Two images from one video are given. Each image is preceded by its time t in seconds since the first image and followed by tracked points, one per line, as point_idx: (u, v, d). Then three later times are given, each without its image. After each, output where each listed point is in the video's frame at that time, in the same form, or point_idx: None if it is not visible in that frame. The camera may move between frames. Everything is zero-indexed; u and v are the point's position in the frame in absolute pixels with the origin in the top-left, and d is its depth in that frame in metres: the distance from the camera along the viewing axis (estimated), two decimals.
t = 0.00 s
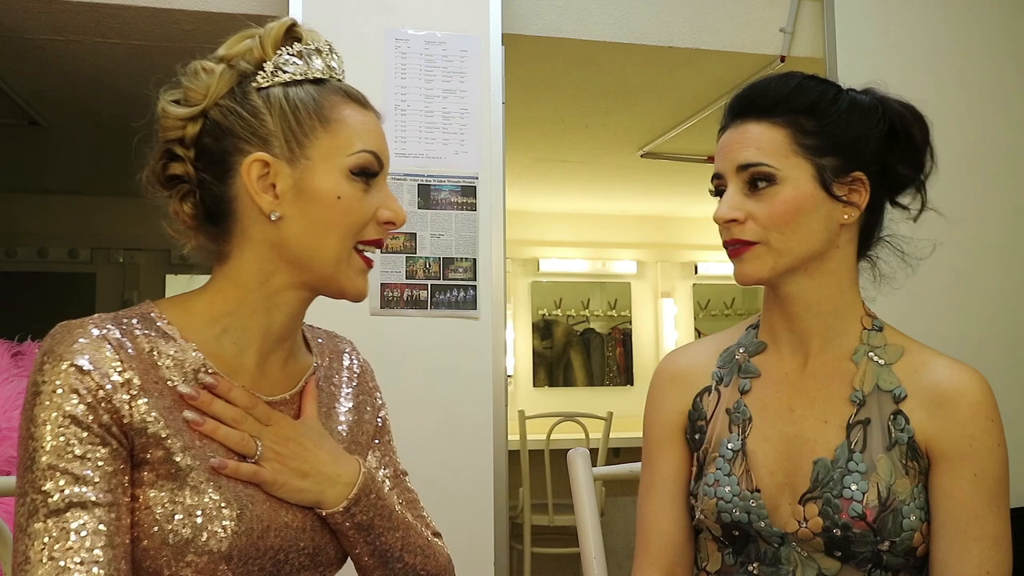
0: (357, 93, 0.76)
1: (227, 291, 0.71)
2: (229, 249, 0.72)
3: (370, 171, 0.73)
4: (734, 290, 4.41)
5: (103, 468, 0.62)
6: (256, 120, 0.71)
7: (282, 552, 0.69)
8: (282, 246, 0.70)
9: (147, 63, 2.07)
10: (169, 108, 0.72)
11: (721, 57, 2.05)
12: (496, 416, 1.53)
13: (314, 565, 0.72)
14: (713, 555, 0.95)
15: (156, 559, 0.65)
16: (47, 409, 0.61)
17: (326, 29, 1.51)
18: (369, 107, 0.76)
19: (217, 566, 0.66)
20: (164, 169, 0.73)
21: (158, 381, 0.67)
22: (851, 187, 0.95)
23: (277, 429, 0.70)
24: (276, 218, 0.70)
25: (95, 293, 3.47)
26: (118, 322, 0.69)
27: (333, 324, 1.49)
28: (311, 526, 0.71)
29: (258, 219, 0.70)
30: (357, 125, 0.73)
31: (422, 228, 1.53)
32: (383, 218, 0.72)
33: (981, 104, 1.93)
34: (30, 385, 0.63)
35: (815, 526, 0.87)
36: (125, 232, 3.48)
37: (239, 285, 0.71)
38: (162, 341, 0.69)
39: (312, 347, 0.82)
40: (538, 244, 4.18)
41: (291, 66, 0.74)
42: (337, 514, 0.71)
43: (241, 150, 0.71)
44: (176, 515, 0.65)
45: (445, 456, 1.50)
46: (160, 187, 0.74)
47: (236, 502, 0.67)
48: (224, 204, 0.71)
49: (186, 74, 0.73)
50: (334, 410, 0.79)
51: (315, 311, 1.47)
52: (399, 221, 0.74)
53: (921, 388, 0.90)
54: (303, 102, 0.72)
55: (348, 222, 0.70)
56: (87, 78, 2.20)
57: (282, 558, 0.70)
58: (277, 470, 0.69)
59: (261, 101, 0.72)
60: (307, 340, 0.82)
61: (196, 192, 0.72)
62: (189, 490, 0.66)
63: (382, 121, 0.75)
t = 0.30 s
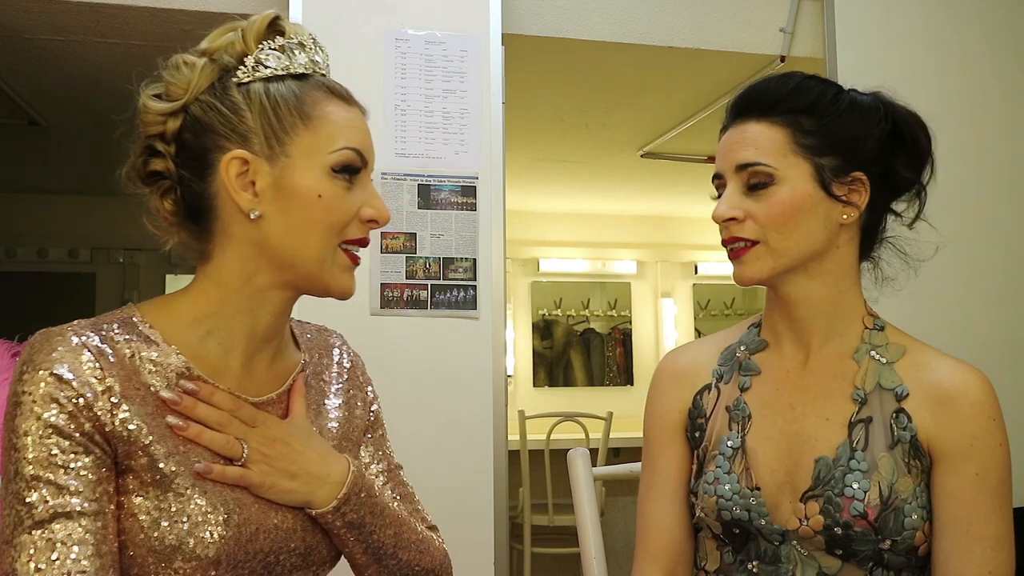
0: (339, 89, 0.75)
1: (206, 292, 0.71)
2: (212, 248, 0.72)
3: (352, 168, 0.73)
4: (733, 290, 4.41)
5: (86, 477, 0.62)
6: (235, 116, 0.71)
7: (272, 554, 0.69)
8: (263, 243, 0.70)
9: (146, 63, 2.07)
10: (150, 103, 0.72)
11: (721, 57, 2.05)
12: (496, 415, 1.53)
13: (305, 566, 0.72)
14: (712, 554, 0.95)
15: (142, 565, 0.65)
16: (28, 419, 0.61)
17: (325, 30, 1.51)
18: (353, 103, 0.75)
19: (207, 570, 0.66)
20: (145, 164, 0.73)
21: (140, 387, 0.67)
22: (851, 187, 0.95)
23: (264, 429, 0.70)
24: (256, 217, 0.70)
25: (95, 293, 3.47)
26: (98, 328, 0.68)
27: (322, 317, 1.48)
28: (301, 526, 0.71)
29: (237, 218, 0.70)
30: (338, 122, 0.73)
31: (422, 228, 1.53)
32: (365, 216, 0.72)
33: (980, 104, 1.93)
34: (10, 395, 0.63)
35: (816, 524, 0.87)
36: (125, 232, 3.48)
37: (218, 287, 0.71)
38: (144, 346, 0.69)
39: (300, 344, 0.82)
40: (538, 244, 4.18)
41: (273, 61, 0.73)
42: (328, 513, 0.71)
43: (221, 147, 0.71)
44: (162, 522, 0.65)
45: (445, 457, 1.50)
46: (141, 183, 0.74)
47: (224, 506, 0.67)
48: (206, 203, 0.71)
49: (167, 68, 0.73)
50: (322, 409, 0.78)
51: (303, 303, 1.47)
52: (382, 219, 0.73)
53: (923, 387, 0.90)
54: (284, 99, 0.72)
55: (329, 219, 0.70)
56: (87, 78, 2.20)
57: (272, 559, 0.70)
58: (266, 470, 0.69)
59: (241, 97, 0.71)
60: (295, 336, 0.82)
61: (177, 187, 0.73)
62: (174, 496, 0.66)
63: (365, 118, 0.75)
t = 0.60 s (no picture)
0: (287, 73, 0.70)
1: (202, 293, 0.70)
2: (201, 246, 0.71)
3: (290, 157, 0.68)
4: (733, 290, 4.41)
5: (85, 477, 0.62)
6: (190, 120, 0.71)
7: (268, 556, 0.69)
8: (219, 241, 0.69)
9: (146, 63, 2.07)
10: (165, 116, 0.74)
11: (721, 57, 2.05)
12: (496, 415, 1.53)
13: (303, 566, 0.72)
14: (711, 553, 0.95)
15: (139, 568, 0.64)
16: (26, 419, 0.61)
17: (325, 30, 1.52)
18: (300, 86, 0.70)
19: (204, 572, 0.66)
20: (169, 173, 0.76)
21: (137, 388, 0.67)
22: (855, 188, 0.95)
23: (260, 431, 0.69)
24: (205, 216, 0.70)
25: (95, 293, 3.48)
26: (95, 328, 0.68)
27: (319, 317, 1.49)
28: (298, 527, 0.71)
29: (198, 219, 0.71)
30: (279, 110, 0.68)
31: (422, 228, 1.53)
32: (299, 205, 0.67)
33: (980, 104, 1.93)
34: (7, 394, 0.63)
35: (816, 523, 0.87)
36: (125, 232, 3.48)
37: (207, 287, 0.70)
38: (140, 345, 0.68)
39: (298, 344, 0.81)
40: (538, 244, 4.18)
41: (223, 58, 0.71)
42: (324, 515, 0.71)
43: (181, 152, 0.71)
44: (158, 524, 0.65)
45: (445, 458, 1.50)
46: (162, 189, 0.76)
47: (221, 507, 0.67)
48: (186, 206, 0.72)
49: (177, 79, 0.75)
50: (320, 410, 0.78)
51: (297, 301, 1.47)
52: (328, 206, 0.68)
53: (924, 386, 0.90)
54: (224, 92, 0.69)
55: (265, 214, 0.67)
56: (87, 78, 2.20)
57: (268, 562, 0.69)
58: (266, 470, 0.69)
59: (194, 101, 0.71)
60: (294, 336, 0.82)
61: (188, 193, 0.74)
62: (171, 498, 0.66)
63: (313, 99, 0.70)
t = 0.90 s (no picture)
0: (251, 69, 0.70)
1: (206, 290, 0.70)
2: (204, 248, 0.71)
3: (240, 151, 0.68)
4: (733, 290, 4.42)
5: (88, 470, 0.62)
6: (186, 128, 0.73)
7: (268, 556, 0.69)
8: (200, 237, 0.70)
9: (146, 62, 2.07)
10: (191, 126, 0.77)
11: (721, 57, 2.05)
12: (496, 415, 1.53)
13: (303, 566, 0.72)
14: (710, 553, 0.95)
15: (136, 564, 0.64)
16: (29, 412, 0.61)
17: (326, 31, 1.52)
18: (260, 80, 0.69)
19: (203, 568, 0.65)
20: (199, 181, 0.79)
21: (140, 385, 0.66)
22: (857, 189, 0.95)
23: (262, 430, 0.70)
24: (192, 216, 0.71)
25: (95, 293, 3.48)
26: (99, 325, 0.67)
27: (318, 317, 1.49)
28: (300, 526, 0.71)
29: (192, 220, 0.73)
30: (232, 105, 0.68)
31: (422, 228, 1.53)
32: (248, 196, 0.67)
33: (980, 104, 1.93)
34: (11, 388, 0.63)
35: (816, 524, 0.87)
36: (126, 232, 3.49)
37: (205, 288, 0.70)
38: (143, 343, 0.68)
39: (302, 346, 0.81)
40: (538, 244, 4.18)
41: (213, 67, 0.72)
42: (326, 515, 0.71)
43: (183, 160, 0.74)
44: (157, 521, 0.64)
45: (444, 460, 1.50)
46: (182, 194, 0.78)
47: (221, 505, 0.67)
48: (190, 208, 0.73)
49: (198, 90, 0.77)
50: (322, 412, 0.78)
51: (297, 301, 1.47)
52: (270, 194, 0.66)
53: (925, 386, 0.90)
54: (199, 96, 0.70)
55: (217, 210, 0.67)
56: (87, 78, 2.20)
57: (269, 562, 0.69)
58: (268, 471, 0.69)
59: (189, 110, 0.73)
60: (298, 338, 0.82)
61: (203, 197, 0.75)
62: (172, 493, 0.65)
63: (266, 90, 0.68)
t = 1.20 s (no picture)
0: (253, 69, 0.68)
1: (209, 288, 0.69)
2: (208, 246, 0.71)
3: (241, 150, 0.66)
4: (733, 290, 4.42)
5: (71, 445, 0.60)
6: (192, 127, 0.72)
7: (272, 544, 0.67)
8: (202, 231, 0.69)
9: (146, 62, 2.07)
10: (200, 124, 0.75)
11: (722, 57, 2.05)
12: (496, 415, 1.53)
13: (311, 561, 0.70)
14: (710, 553, 0.95)
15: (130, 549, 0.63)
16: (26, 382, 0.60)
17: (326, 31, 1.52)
18: (263, 81, 0.67)
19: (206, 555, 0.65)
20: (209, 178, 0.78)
21: (137, 372, 0.66)
22: (858, 189, 0.96)
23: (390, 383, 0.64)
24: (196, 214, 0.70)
25: (95, 292, 3.48)
26: (103, 316, 0.68)
27: (319, 318, 1.49)
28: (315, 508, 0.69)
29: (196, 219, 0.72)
30: (233, 105, 0.67)
31: (422, 228, 1.53)
32: (251, 196, 0.65)
33: (980, 104, 1.92)
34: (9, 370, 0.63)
35: (816, 524, 0.87)
36: (126, 232, 3.49)
37: (209, 283, 0.69)
38: (147, 335, 0.68)
39: (306, 342, 0.78)
40: (538, 244, 4.18)
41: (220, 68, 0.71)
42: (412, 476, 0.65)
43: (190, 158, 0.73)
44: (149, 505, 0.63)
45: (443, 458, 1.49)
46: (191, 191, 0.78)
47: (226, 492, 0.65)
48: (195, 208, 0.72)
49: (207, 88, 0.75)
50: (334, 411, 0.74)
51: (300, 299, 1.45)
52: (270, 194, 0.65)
53: (925, 387, 0.90)
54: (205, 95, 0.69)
55: (219, 209, 0.66)
56: (88, 78, 2.20)
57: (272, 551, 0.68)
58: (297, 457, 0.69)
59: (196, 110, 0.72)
60: (301, 333, 0.78)
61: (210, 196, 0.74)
62: (167, 476, 0.64)
63: (268, 90, 0.67)
